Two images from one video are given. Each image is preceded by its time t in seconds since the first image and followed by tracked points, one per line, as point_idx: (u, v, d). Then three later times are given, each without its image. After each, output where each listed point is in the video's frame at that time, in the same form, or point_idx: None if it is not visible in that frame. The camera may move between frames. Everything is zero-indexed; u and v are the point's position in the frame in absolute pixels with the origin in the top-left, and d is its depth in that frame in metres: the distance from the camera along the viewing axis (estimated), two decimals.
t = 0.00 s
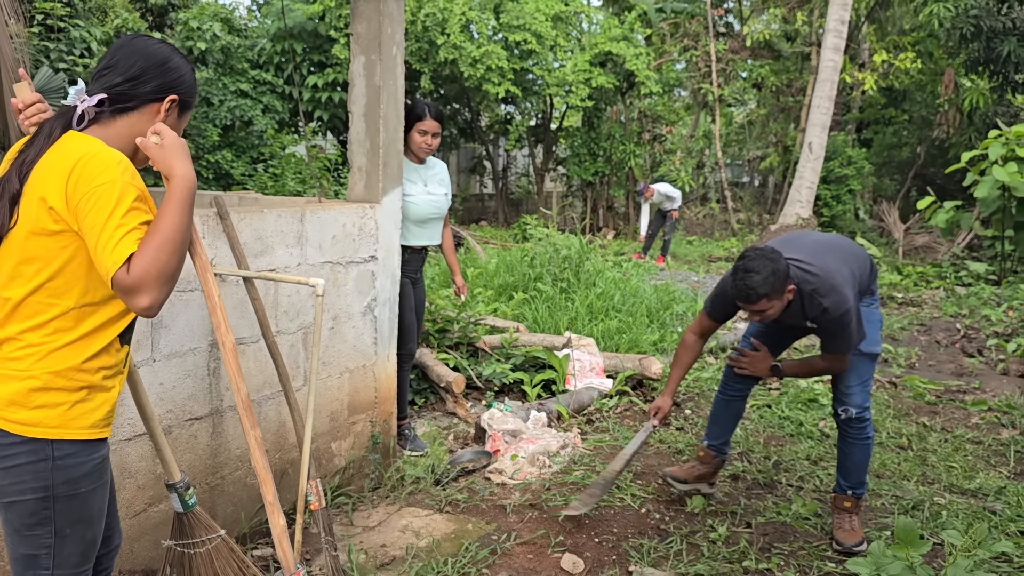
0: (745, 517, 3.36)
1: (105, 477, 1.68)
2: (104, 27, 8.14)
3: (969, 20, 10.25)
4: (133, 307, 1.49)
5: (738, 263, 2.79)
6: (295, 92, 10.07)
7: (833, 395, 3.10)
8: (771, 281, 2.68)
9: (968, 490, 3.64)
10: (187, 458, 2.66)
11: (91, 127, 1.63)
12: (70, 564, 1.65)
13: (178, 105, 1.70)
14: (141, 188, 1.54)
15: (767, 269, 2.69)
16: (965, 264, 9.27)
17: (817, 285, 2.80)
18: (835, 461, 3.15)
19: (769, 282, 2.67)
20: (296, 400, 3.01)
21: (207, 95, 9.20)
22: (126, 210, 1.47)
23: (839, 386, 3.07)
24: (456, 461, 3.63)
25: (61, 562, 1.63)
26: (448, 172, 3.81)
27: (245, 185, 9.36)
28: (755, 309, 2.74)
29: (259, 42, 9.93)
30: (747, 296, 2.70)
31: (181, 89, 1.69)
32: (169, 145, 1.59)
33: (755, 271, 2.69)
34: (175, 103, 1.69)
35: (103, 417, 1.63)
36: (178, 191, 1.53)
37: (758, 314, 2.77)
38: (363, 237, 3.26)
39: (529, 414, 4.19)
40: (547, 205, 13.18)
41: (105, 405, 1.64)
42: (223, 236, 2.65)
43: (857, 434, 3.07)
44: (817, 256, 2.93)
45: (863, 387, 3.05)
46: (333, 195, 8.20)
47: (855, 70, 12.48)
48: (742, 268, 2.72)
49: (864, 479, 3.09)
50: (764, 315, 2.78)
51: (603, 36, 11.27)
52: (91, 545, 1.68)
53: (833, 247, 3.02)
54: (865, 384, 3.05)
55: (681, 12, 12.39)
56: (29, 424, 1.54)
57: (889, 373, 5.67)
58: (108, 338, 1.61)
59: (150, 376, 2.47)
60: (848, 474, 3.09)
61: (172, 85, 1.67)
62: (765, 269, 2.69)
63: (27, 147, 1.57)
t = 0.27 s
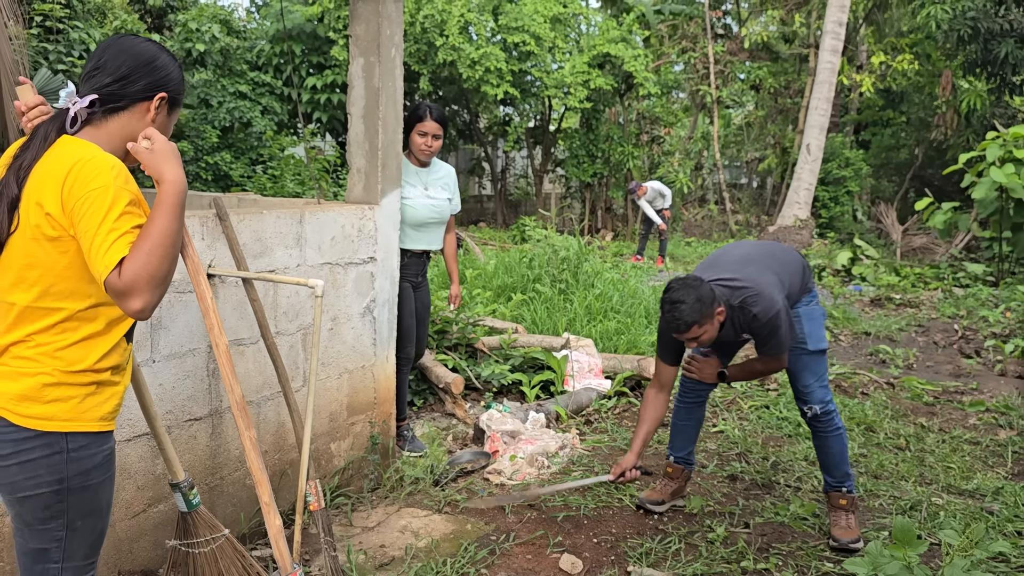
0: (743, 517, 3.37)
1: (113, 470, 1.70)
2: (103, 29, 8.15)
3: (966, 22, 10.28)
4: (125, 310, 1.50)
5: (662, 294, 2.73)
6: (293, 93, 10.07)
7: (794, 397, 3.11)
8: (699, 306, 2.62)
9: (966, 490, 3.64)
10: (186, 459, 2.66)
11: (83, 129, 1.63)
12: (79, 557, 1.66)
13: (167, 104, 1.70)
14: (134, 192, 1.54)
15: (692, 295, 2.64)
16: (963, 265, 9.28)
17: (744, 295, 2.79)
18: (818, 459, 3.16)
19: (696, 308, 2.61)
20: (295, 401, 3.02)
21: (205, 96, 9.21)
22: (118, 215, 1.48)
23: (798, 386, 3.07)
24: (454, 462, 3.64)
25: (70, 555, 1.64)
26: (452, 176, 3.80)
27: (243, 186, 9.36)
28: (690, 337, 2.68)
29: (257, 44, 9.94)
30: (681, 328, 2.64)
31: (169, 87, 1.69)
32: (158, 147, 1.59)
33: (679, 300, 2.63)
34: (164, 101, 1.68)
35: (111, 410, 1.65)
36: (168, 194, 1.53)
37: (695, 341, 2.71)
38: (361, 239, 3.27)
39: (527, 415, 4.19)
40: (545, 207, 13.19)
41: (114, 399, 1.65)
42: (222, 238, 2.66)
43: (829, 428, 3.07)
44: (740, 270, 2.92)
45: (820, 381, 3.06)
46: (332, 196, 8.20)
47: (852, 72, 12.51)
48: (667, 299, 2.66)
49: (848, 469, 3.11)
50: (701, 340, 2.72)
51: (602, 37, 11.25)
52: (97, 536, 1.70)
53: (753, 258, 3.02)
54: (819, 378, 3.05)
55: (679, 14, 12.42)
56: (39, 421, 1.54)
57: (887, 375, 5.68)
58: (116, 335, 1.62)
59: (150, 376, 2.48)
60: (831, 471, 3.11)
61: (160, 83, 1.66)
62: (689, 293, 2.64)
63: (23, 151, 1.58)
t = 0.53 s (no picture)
0: (743, 518, 3.36)
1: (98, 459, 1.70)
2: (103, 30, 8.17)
3: (965, 24, 10.30)
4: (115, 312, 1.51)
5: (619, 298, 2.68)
6: (293, 94, 10.07)
7: (759, 392, 3.19)
8: (657, 306, 2.58)
9: (966, 491, 3.64)
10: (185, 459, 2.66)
11: (72, 137, 1.63)
12: (67, 548, 1.64)
13: (150, 100, 1.68)
14: (121, 197, 1.55)
15: (647, 295, 2.59)
16: (962, 266, 9.29)
17: (700, 288, 2.76)
18: (777, 444, 3.30)
19: (655, 309, 2.57)
20: (295, 402, 3.02)
21: (205, 98, 9.22)
22: (107, 219, 1.49)
23: (763, 382, 3.15)
24: (454, 463, 3.64)
25: (58, 546, 1.63)
26: (453, 180, 3.78)
27: (242, 188, 9.36)
28: (653, 338, 2.64)
29: (257, 45, 9.95)
30: (642, 331, 2.59)
31: (151, 82, 1.67)
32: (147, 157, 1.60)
33: (635, 302, 2.58)
34: (147, 97, 1.67)
35: (95, 400, 1.65)
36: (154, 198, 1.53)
37: (659, 341, 2.67)
38: (361, 240, 3.27)
39: (527, 416, 4.19)
40: (545, 208, 13.18)
41: (99, 390, 1.66)
42: (221, 239, 2.66)
43: (789, 418, 3.21)
44: (695, 264, 2.88)
45: (784, 377, 3.16)
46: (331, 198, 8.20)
47: (851, 73, 12.53)
48: (622, 303, 2.61)
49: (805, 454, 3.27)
50: (664, 340, 2.69)
51: (601, 39, 11.23)
52: (86, 529, 1.68)
53: (706, 250, 2.98)
54: (783, 374, 3.14)
55: (678, 15, 12.45)
56: (25, 409, 1.55)
57: (886, 376, 5.68)
58: (101, 330, 1.64)
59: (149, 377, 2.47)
60: (792, 456, 3.26)
61: (141, 80, 1.65)
62: (645, 293, 2.60)
63: (9, 164, 1.58)
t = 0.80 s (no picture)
0: (744, 519, 3.36)
1: (73, 449, 1.74)
2: (104, 31, 8.19)
3: (965, 25, 10.32)
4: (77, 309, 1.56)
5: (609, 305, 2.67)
6: (293, 96, 10.08)
7: (751, 390, 3.20)
8: (648, 312, 2.57)
9: (967, 491, 3.65)
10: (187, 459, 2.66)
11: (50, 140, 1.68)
12: (48, 538, 1.69)
13: (125, 102, 1.71)
14: (93, 199, 1.60)
15: (638, 301, 2.59)
16: (962, 267, 9.30)
17: (688, 292, 2.76)
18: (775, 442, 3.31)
19: (646, 314, 2.57)
20: (296, 403, 3.02)
21: (206, 99, 9.23)
22: (75, 221, 1.55)
23: (755, 380, 3.16)
24: (455, 463, 3.64)
25: (37, 534, 1.67)
26: (454, 184, 3.69)
27: (243, 189, 9.36)
28: (645, 343, 2.64)
29: (257, 47, 9.96)
30: (634, 337, 2.58)
31: (125, 83, 1.69)
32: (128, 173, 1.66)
33: (626, 308, 2.57)
34: (121, 99, 1.69)
35: (68, 391, 1.69)
36: (127, 205, 1.60)
37: (651, 347, 2.67)
38: (363, 240, 3.27)
39: (527, 417, 4.19)
40: (545, 210, 13.19)
41: (73, 381, 1.70)
42: (223, 239, 2.67)
43: (784, 414, 3.22)
44: (680, 269, 2.88)
45: (775, 374, 3.17)
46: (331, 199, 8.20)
47: (851, 75, 12.56)
48: (613, 309, 2.60)
49: (802, 449, 3.27)
50: (656, 345, 2.68)
51: (601, 40, 11.25)
52: (65, 518, 1.71)
53: (690, 256, 2.99)
54: (773, 370, 3.16)
55: (678, 17, 12.49)
56: None
57: (886, 376, 5.68)
58: (74, 323, 1.68)
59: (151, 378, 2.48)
60: (791, 452, 3.26)
61: (115, 81, 1.67)
62: (636, 299, 2.59)
63: None
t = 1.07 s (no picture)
0: (744, 519, 3.37)
1: (64, 441, 1.74)
2: (104, 33, 8.21)
3: (964, 27, 10.32)
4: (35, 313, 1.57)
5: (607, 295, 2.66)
6: (293, 97, 10.09)
7: (744, 389, 3.19)
8: (645, 304, 2.57)
9: (966, 492, 3.65)
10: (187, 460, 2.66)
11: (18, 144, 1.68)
12: (46, 529, 1.70)
13: (91, 105, 1.71)
14: (56, 203, 1.61)
15: (636, 292, 2.58)
16: (961, 269, 9.30)
17: (684, 286, 2.76)
18: (769, 441, 3.30)
19: (643, 306, 2.56)
20: (296, 404, 3.02)
21: (206, 101, 9.23)
22: (35, 225, 1.55)
23: (747, 380, 3.15)
24: (455, 464, 3.65)
25: (35, 526, 1.69)
26: (452, 188, 3.65)
27: (243, 190, 9.37)
28: (641, 335, 2.63)
29: (257, 48, 9.98)
30: (630, 328, 2.57)
31: (91, 87, 1.70)
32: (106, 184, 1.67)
33: (624, 300, 2.56)
34: (87, 102, 1.69)
35: (53, 386, 1.70)
36: (91, 217, 1.59)
37: (646, 338, 2.66)
38: (363, 241, 3.28)
39: (528, 418, 4.19)
40: (544, 211, 13.21)
41: (55, 377, 1.71)
42: (223, 241, 2.67)
43: (777, 412, 3.21)
44: (675, 264, 2.88)
45: (767, 372, 3.15)
46: (332, 200, 8.21)
47: (850, 76, 12.58)
48: (611, 300, 2.59)
49: (797, 447, 3.26)
50: (651, 337, 2.68)
51: (601, 42, 11.27)
52: (62, 509, 1.73)
53: (684, 251, 2.99)
54: (766, 369, 3.14)
55: (677, 19, 12.50)
56: None
57: (886, 377, 5.68)
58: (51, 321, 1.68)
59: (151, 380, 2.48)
60: (785, 450, 3.25)
61: (81, 85, 1.67)
62: (634, 291, 2.58)
63: None
